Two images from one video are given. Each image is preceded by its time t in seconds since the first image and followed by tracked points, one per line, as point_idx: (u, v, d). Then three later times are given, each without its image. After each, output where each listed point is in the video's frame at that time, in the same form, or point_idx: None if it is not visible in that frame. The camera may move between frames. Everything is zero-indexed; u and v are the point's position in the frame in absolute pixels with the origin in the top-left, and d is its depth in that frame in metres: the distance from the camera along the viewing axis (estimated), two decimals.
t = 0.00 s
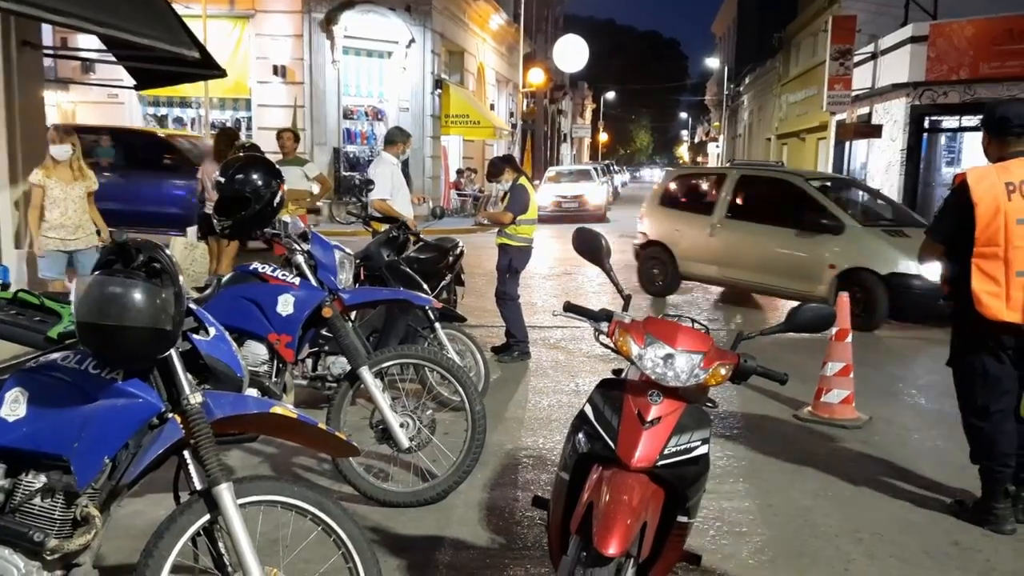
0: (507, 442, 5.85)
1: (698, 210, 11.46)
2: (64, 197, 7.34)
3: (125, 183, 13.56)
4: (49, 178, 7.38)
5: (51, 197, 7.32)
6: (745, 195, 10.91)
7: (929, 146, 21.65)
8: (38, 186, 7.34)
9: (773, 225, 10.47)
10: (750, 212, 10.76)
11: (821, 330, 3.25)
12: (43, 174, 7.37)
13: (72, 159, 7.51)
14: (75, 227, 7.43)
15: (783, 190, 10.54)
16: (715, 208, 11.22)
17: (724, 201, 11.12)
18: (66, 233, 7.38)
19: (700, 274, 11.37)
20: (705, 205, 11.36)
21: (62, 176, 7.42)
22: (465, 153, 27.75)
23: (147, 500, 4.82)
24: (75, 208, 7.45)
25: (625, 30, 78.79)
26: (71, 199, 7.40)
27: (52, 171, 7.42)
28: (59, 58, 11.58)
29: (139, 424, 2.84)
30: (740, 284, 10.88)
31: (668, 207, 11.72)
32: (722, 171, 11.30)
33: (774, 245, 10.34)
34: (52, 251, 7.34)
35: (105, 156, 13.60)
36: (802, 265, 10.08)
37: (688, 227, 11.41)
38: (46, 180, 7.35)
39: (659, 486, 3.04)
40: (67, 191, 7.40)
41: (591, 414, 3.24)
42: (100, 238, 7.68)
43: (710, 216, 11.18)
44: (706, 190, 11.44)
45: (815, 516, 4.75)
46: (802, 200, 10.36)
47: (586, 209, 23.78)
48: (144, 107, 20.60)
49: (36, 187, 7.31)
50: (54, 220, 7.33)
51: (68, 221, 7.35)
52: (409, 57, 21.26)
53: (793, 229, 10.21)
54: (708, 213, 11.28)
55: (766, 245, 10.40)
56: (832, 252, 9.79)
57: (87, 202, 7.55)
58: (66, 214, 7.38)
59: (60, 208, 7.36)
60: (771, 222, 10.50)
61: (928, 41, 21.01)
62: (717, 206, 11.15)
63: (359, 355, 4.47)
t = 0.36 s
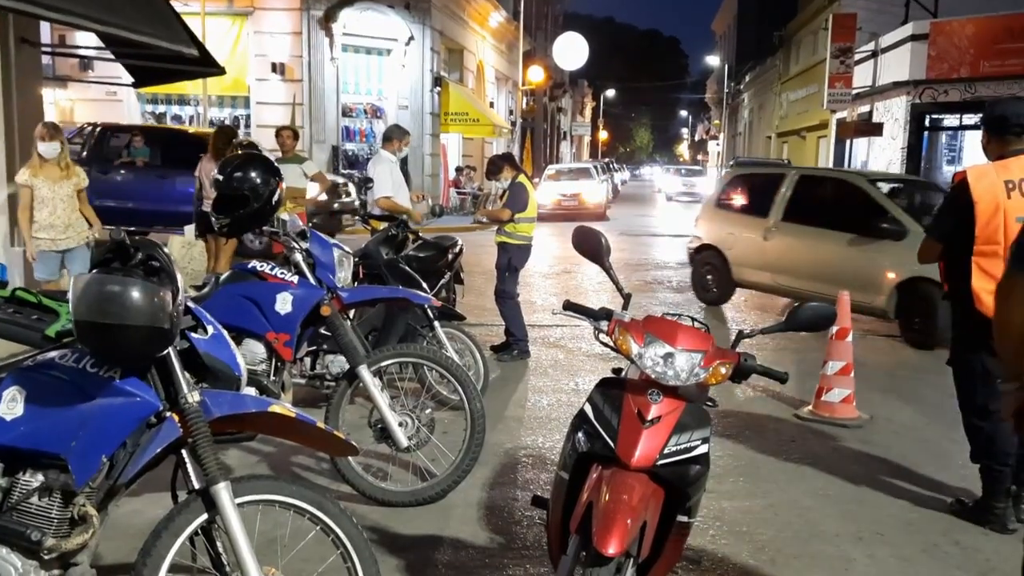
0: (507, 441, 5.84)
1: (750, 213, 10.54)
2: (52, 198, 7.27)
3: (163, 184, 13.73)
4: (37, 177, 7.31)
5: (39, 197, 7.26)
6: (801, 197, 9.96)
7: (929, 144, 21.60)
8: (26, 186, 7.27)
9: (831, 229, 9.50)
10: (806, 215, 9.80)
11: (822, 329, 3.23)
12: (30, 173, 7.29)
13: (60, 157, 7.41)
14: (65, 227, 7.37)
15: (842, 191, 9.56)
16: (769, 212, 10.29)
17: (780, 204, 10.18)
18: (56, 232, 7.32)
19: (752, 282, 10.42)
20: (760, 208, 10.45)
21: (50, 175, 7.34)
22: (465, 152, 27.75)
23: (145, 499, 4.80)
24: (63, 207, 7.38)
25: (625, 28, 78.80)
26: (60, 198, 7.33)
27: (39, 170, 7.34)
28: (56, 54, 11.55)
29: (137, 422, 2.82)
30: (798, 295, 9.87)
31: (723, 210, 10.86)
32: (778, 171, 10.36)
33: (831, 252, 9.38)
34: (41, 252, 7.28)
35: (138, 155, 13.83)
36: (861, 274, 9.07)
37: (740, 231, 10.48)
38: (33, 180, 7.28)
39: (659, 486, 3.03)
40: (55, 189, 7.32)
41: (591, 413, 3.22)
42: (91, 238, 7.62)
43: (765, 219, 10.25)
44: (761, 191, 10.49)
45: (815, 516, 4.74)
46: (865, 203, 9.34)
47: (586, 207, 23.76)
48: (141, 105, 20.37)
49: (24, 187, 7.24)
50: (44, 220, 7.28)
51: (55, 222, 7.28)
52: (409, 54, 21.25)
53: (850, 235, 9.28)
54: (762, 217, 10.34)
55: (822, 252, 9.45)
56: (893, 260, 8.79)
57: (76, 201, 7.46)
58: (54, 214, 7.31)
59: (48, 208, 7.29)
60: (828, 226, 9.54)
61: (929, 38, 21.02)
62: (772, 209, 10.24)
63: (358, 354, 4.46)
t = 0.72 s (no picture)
0: (506, 439, 5.84)
1: (805, 218, 9.98)
2: (56, 197, 7.23)
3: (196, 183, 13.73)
4: (41, 175, 7.26)
5: (42, 196, 7.21)
6: (854, 201, 9.33)
7: (928, 143, 21.40)
8: (29, 184, 7.22)
9: (882, 236, 8.82)
10: (859, 221, 9.14)
11: (821, 327, 3.23)
12: (33, 171, 7.25)
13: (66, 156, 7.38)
14: (67, 227, 7.32)
15: (898, 196, 8.82)
16: (822, 216, 9.69)
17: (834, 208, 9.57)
18: (58, 232, 7.28)
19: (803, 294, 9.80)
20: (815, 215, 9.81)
21: (54, 174, 7.30)
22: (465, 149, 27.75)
23: (144, 497, 4.80)
24: (66, 205, 7.34)
25: (625, 26, 78.80)
26: (63, 197, 7.29)
27: (44, 168, 7.29)
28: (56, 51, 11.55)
29: (136, 420, 2.82)
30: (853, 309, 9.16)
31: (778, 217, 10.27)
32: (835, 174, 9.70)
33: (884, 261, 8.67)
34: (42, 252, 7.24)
35: (170, 154, 13.85)
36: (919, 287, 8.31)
37: (791, 237, 9.94)
38: (37, 178, 7.23)
39: (658, 484, 3.03)
40: (58, 188, 7.29)
41: (590, 411, 3.23)
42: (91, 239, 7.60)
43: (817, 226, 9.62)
44: (819, 196, 9.89)
45: (814, 514, 4.74)
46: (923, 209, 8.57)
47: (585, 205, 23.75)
48: (140, 102, 20.41)
49: (27, 185, 7.20)
50: (45, 219, 7.24)
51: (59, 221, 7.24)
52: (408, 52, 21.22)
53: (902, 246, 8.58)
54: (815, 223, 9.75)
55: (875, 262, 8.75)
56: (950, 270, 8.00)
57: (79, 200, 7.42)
58: (57, 213, 7.28)
59: (51, 207, 7.25)
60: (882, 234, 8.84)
61: (929, 37, 21.01)
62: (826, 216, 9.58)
63: (357, 352, 4.46)
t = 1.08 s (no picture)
0: (504, 437, 5.84)
1: (863, 223, 9.04)
2: (59, 196, 7.19)
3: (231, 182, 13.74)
4: (46, 173, 7.23)
5: (45, 195, 7.18)
6: (919, 205, 8.34)
7: (926, 142, 21.56)
8: (33, 182, 7.19)
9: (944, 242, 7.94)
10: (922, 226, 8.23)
11: (819, 325, 3.23)
12: (40, 169, 7.21)
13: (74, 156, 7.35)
14: (68, 228, 7.29)
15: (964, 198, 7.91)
16: (881, 223, 8.77)
17: (895, 214, 8.63)
18: (57, 231, 7.24)
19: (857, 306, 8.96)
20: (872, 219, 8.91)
21: (60, 173, 7.26)
22: (462, 148, 27.75)
23: (142, 495, 4.80)
24: (68, 204, 7.30)
25: (623, 25, 78.84)
26: (66, 196, 7.25)
27: (51, 167, 7.26)
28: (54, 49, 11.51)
29: (133, 418, 2.82)
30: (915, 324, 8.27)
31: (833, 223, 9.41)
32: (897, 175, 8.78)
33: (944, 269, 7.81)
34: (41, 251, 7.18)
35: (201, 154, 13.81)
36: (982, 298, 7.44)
37: (848, 244, 9.06)
38: (41, 176, 7.20)
39: (656, 482, 3.04)
40: (62, 188, 7.25)
41: (587, 409, 3.22)
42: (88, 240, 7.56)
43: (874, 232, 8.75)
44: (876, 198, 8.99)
45: (812, 513, 4.75)
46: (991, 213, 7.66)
47: (583, 204, 23.76)
48: (138, 100, 20.37)
49: (31, 183, 7.16)
50: (46, 218, 7.20)
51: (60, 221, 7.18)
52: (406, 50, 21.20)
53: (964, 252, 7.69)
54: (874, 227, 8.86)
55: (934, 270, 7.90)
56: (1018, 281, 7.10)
57: (83, 200, 7.37)
58: (58, 212, 7.23)
59: (53, 206, 7.20)
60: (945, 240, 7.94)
61: (927, 36, 21.05)
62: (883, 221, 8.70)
63: (355, 351, 4.48)
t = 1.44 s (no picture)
0: (500, 436, 5.83)
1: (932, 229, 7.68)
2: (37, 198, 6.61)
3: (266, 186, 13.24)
4: (25, 175, 6.63)
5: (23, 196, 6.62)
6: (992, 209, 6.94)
7: (922, 141, 21.73)
8: (13, 182, 6.63)
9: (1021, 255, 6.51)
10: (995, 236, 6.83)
11: (815, 323, 3.23)
12: (20, 172, 6.61)
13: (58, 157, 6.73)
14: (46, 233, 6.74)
15: None
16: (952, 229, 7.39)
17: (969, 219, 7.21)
18: (37, 236, 6.70)
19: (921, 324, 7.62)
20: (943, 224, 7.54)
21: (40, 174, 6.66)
22: (459, 147, 27.75)
23: (137, 494, 4.79)
24: (50, 208, 6.72)
25: (620, 23, 78.87)
26: (47, 200, 6.68)
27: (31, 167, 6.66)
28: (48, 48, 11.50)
29: (128, 417, 2.81)
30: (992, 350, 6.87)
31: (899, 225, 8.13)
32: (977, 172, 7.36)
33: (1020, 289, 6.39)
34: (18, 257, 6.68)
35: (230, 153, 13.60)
36: None
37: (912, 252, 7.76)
38: (19, 178, 6.60)
39: (652, 481, 3.03)
40: (42, 190, 6.65)
41: (583, 408, 3.22)
42: (73, 243, 7.01)
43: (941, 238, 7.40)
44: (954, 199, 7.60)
45: (807, 511, 4.75)
46: None
47: (580, 202, 23.75)
48: (134, 99, 20.35)
49: (10, 184, 6.61)
50: (26, 220, 6.66)
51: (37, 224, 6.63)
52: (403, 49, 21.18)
53: None
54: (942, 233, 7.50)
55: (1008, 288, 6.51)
56: None
57: (67, 205, 6.77)
58: (38, 215, 6.68)
59: (33, 208, 6.65)
60: None
61: (922, 35, 20.95)
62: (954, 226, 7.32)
63: (350, 349, 4.47)
